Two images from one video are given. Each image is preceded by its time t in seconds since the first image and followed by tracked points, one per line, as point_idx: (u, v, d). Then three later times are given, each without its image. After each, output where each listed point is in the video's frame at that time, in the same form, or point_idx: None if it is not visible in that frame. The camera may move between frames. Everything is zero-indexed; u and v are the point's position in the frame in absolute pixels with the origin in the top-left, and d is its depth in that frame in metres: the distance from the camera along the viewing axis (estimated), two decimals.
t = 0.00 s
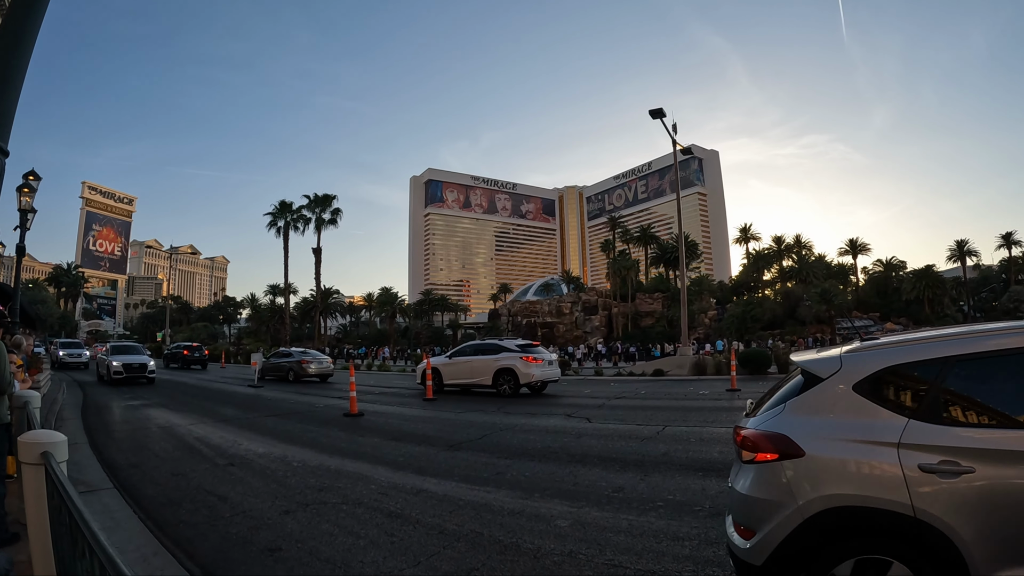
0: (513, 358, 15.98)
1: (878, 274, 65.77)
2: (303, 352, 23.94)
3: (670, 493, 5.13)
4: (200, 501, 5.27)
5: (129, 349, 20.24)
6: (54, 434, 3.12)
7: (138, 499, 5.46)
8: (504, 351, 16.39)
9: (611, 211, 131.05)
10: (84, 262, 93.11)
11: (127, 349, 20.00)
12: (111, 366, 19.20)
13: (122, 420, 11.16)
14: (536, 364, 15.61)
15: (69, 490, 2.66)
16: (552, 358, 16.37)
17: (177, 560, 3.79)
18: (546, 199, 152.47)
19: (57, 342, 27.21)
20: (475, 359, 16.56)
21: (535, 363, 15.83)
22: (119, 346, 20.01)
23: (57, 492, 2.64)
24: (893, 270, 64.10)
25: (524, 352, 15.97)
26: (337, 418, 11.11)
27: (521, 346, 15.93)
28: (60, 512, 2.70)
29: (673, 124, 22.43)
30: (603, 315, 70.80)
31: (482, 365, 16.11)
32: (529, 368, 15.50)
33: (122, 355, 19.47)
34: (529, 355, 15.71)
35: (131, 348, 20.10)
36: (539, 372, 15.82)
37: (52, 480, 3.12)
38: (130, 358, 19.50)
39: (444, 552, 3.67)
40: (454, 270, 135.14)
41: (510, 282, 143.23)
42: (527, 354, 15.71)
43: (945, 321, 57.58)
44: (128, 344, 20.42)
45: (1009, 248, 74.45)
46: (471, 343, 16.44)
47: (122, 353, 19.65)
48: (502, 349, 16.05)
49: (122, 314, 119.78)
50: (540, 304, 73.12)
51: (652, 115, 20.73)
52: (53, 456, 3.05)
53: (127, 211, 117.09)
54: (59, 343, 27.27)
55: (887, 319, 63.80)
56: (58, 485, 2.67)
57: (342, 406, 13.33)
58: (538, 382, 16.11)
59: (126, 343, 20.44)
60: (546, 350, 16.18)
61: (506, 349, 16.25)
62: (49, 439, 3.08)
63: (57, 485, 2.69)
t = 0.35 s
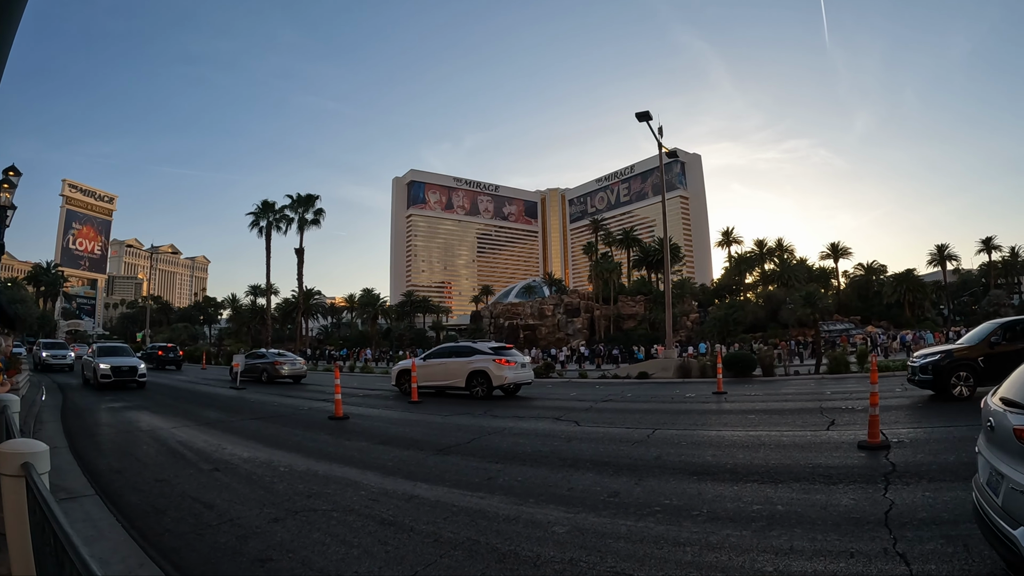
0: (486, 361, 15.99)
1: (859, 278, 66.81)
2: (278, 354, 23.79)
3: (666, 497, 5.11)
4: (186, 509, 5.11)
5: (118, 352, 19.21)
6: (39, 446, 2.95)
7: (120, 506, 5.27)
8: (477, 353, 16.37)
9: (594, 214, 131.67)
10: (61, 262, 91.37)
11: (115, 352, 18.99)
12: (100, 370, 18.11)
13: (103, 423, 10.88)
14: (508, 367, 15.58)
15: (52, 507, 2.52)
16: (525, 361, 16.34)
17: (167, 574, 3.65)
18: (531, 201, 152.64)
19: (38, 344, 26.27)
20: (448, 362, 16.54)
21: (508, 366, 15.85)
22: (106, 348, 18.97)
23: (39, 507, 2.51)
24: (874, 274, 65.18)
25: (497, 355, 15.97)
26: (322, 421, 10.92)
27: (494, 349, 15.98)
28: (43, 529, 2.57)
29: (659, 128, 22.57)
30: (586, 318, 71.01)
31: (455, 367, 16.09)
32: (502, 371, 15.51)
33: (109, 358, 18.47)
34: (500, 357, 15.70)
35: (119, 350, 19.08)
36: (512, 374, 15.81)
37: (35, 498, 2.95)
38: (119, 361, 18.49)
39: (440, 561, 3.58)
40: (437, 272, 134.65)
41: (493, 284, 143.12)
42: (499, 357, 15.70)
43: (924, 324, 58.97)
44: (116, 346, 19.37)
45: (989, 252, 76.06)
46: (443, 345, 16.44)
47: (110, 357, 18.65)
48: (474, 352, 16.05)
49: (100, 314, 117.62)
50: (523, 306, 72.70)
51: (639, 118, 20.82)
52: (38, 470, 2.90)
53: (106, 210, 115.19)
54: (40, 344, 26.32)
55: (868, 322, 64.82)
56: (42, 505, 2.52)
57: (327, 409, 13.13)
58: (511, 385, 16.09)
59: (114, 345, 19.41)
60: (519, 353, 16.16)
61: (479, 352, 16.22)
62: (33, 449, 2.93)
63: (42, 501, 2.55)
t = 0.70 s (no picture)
0: (468, 360, 16.06)
1: (854, 280, 67.10)
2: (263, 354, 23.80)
3: (671, 500, 5.01)
4: (178, 513, 4.97)
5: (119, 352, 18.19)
6: (20, 447, 2.88)
7: (111, 509, 5.13)
8: (461, 353, 16.43)
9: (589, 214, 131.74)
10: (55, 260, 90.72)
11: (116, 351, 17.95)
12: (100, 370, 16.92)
13: (94, 423, 10.72)
14: (491, 366, 15.62)
15: (33, 515, 2.41)
16: (509, 361, 16.38)
17: None
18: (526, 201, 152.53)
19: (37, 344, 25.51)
20: (432, 362, 16.61)
21: (491, 366, 15.88)
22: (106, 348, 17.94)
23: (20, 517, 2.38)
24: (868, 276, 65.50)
25: (480, 354, 16.02)
26: (317, 422, 10.78)
27: (477, 349, 16.03)
28: (25, 540, 2.44)
29: (657, 127, 22.52)
30: (580, 318, 70.85)
31: (439, 367, 16.15)
32: (484, 370, 15.58)
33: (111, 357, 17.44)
34: (483, 357, 15.76)
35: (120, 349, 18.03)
36: (495, 374, 15.82)
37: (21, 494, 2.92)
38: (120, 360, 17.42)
39: (443, 568, 3.46)
40: (432, 271, 134.39)
41: (488, 284, 142.97)
42: (482, 357, 15.77)
43: (919, 325, 59.44)
44: (117, 346, 18.33)
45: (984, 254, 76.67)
46: (427, 345, 16.53)
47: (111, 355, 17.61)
48: (457, 351, 16.13)
49: (94, 313, 116.87)
50: (518, 306, 72.63)
51: (637, 118, 20.72)
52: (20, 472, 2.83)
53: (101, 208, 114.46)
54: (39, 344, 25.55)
55: (863, 323, 65.10)
56: (21, 505, 2.45)
57: (322, 409, 12.98)
58: (494, 384, 16.11)
59: (115, 344, 18.33)
60: (502, 353, 16.20)
61: (462, 352, 16.30)
62: (15, 451, 2.87)
63: (21, 505, 2.45)
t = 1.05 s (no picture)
0: (451, 359, 16.14)
1: (849, 281, 67.35)
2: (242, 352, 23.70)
3: (676, 501, 4.93)
4: (170, 515, 4.84)
5: (123, 352, 16.86)
6: None
7: (100, 511, 5.02)
8: (444, 353, 16.48)
9: (585, 215, 131.86)
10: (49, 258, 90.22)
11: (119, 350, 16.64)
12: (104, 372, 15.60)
13: (85, 423, 10.55)
14: (474, 366, 15.71)
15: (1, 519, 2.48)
16: (492, 361, 16.44)
17: None
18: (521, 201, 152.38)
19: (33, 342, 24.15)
20: (416, 362, 16.67)
21: (474, 365, 15.92)
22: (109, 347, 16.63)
23: None
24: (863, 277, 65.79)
25: (463, 354, 16.06)
26: (312, 422, 10.63)
27: (460, 348, 16.10)
28: None
29: (654, 127, 22.45)
30: (575, 318, 70.61)
31: (423, 367, 16.21)
32: (466, 370, 15.65)
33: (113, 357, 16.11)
34: (467, 357, 15.83)
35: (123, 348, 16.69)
36: (478, 374, 15.87)
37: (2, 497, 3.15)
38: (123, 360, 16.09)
39: (447, 572, 3.37)
40: (426, 271, 134.08)
41: (482, 284, 142.72)
42: (465, 356, 15.86)
43: (915, 326, 59.71)
44: (119, 345, 17.00)
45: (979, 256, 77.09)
46: (411, 345, 16.60)
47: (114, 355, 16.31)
48: (440, 350, 16.20)
49: (88, 312, 116.25)
50: (512, 306, 72.19)
51: (633, 117, 20.60)
52: None
53: (95, 207, 113.72)
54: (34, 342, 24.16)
55: (857, 324, 65.28)
56: None
57: (317, 409, 12.82)
58: (478, 384, 16.16)
59: (117, 344, 16.99)
60: (485, 352, 16.25)
61: (445, 351, 16.37)
62: None
63: None
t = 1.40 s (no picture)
0: (439, 360, 16.26)
1: (848, 283, 67.57)
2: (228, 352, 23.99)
3: (688, 503, 4.90)
4: (171, 518, 4.75)
5: (137, 352, 15.32)
6: None
7: (100, 514, 4.91)
8: (433, 354, 16.56)
9: (584, 216, 131.83)
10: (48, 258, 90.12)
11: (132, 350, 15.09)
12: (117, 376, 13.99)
13: (84, 424, 10.43)
14: (462, 367, 15.82)
15: None
16: (479, 361, 16.54)
17: None
18: (520, 202, 152.31)
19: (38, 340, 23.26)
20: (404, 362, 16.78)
21: (461, 366, 16.01)
22: (122, 348, 15.02)
23: None
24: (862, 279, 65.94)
25: (451, 355, 16.14)
26: (313, 423, 10.54)
27: (448, 349, 16.18)
28: None
29: (656, 128, 22.41)
30: (575, 319, 70.50)
31: (411, 367, 16.32)
32: (454, 370, 15.75)
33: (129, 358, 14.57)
34: (454, 357, 15.93)
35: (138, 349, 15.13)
36: (466, 374, 15.95)
37: None
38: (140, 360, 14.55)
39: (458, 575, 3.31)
40: (425, 272, 133.95)
41: (481, 284, 142.59)
42: (452, 357, 15.96)
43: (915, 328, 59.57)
44: (132, 346, 15.41)
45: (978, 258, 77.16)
46: (400, 345, 16.70)
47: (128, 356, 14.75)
48: (429, 351, 16.27)
49: (88, 311, 116.12)
50: (512, 307, 72.10)
51: (636, 118, 20.58)
52: None
53: (95, 207, 113.58)
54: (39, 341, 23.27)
55: (857, 326, 65.34)
56: None
57: (319, 409, 12.74)
58: (466, 384, 16.24)
59: (130, 343, 15.42)
60: (473, 353, 16.34)
61: (434, 352, 16.47)
62: None
63: None
